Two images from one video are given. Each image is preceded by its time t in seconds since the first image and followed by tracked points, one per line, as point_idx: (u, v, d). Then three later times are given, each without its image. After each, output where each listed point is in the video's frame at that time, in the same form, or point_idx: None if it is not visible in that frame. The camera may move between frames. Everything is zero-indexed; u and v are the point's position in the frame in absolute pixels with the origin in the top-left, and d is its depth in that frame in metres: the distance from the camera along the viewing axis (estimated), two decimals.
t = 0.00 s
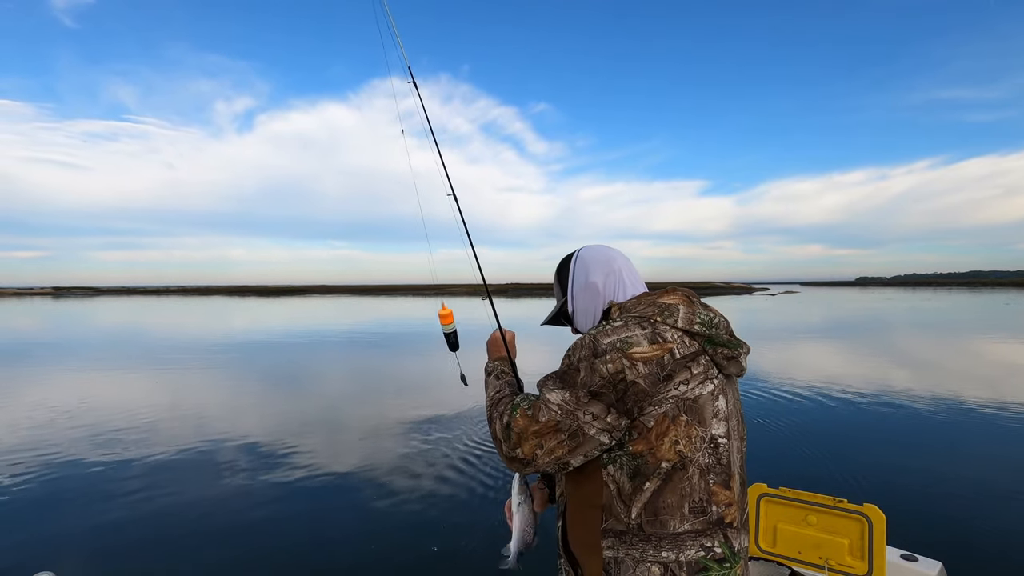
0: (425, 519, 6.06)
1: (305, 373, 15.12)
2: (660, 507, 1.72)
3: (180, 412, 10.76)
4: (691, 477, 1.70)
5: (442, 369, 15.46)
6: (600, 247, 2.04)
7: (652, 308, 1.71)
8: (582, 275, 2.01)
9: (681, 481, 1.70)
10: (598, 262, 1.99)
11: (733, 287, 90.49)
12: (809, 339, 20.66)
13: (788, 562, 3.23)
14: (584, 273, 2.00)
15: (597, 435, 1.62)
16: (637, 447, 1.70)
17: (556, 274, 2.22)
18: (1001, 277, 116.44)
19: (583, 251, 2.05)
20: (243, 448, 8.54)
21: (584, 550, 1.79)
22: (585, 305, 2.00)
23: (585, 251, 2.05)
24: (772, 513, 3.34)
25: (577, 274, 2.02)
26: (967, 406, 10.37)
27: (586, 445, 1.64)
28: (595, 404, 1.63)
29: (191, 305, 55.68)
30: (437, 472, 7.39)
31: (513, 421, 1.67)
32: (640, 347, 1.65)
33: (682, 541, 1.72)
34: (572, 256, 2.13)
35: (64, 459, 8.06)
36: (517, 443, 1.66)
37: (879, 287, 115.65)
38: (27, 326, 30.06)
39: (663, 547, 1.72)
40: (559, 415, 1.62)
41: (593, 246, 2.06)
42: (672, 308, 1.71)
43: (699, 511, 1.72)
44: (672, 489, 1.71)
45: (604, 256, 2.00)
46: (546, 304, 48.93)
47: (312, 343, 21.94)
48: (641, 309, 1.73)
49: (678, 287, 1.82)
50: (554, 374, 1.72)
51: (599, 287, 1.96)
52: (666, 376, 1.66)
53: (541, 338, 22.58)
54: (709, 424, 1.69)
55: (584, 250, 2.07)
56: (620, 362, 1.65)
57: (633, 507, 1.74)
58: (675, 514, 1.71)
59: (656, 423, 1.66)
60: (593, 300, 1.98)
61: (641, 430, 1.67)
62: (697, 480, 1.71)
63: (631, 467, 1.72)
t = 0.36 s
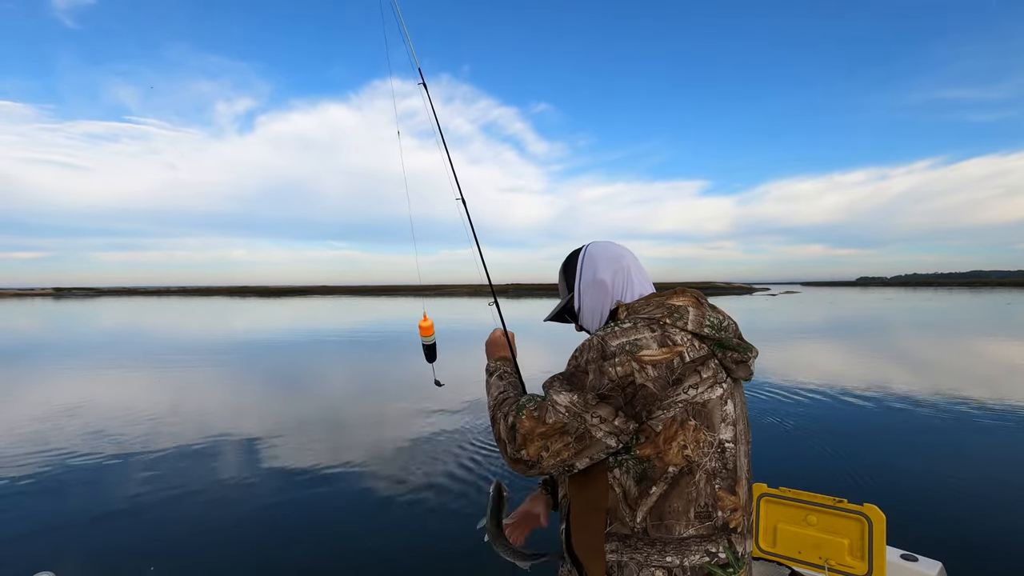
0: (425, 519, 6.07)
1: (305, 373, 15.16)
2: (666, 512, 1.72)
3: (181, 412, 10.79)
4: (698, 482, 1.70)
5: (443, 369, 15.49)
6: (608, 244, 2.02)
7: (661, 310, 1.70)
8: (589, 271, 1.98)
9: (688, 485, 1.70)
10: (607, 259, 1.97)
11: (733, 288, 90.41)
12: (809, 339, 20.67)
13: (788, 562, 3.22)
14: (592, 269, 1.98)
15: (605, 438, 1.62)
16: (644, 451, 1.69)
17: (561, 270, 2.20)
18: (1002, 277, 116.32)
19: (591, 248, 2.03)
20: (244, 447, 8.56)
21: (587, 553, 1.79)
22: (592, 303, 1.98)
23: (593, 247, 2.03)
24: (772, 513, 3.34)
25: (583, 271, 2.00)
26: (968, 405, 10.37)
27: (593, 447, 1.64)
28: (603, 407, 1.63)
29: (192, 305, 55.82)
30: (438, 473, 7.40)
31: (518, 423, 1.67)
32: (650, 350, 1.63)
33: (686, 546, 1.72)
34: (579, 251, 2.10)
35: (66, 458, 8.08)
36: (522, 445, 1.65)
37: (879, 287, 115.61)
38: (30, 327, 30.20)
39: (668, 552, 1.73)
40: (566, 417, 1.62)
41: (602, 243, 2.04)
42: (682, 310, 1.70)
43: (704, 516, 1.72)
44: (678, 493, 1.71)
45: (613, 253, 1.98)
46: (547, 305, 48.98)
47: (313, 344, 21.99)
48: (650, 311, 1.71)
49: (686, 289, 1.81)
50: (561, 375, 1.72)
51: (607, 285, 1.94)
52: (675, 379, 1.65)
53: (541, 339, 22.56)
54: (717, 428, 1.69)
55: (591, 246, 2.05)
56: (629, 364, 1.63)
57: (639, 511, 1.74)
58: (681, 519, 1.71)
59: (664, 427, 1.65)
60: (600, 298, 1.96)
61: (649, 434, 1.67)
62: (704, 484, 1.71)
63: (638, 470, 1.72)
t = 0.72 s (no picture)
0: (427, 518, 6.07)
1: (306, 372, 15.17)
2: (670, 514, 1.72)
3: (181, 412, 10.80)
4: (702, 484, 1.70)
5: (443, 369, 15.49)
6: (618, 242, 2.03)
7: (667, 310, 1.70)
8: (596, 268, 1.99)
9: (692, 488, 1.71)
10: (616, 257, 1.97)
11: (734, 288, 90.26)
12: (809, 339, 20.66)
13: (788, 562, 3.23)
14: (601, 265, 1.98)
15: (608, 438, 1.62)
16: (648, 452, 1.70)
17: (569, 265, 2.20)
18: (1002, 277, 116.23)
19: (600, 244, 2.03)
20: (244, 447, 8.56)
21: (590, 554, 1.79)
22: (597, 300, 1.99)
23: (603, 244, 2.03)
24: (772, 512, 3.34)
25: (591, 267, 2.01)
26: (969, 405, 10.34)
27: (596, 447, 1.64)
28: (607, 406, 1.62)
29: (192, 305, 55.82)
30: (438, 473, 7.39)
31: (521, 421, 1.67)
32: (655, 351, 1.63)
33: (690, 548, 1.72)
34: (588, 247, 2.10)
35: (67, 458, 8.10)
36: (525, 443, 1.65)
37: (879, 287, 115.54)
38: (31, 327, 30.20)
39: (671, 553, 1.73)
40: (570, 416, 1.62)
41: (612, 240, 2.03)
42: (689, 311, 1.69)
43: (709, 518, 1.72)
44: (682, 495, 1.71)
45: (623, 251, 1.98)
46: (547, 305, 48.98)
47: (313, 344, 21.97)
48: (657, 311, 1.70)
49: (693, 289, 1.80)
50: (566, 374, 1.71)
51: (614, 283, 1.94)
52: (681, 381, 1.64)
53: (541, 339, 22.55)
54: (722, 431, 1.69)
55: (601, 242, 2.04)
56: (634, 365, 1.63)
57: (642, 512, 1.75)
58: (685, 521, 1.71)
59: (669, 429, 1.65)
60: (606, 296, 1.96)
61: (654, 435, 1.67)
62: (708, 487, 1.71)
63: (642, 472, 1.72)
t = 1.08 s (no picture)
0: (427, 518, 6.07)
1: (306, 372, 15.17)
2: (662, 510, 1.73)
3: (182, 412, 10.80)
4: (695, 482, 1.71)
5: (443, 369, 15.50)
6: (625, 240, 2.02)
7: (665, 308, 1.69)
8: (602, 265, 1.99)
9: (685, 485, 1.71)
10: (622, 256, 1.97)
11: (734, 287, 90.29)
12: (810, 339, 20.66)
13: (788, 562, 3.23)
14: (606, 262, 1.99)
15: (597, 427, 1.62)
16: (640, 447, 1.70)
17: (576, 261, 2.20)
18: (1002, 277, 116.22)
19: (607, 242, 2.03)
20: (244, 447, 8.56)
21: (582, 545, 1.80)
22: (601, 297, 2.00)
23: (610, 241, 2.03)
24: (773, 512, 3.34)
25: (597, 263, 2.01)
26: (969, 405, 10.34)
27: (587, 436, 1.64)
28: (598, 396, 1.63)
29: (193, 305, 55.87)
30: (438, 472, 7.39)
31: (513, 404, 1.68)
32: (649, 346, 1.63)
33: (683, 546, 1.72)
34: (596, 244, 2.10)
35: (67, 458, 8.10)
36: (516, 424, 1.67)
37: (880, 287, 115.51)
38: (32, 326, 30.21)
39: (664, 550, 1.73)
40: (561, 402, 1.63)
41: (620, 238, 2.03)
42: (686, 309, 1.69)
43: (701, 517, 1.72)
44: (675, 492, 1.72)
45: (630, 250, 1.98)
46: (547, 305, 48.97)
47: (314, 343, 21.97)
48: (654, 308, 1.70)
49: (694, 289, 1.80)
50: (561, 363, 1.72)
51: (619, 281, 1.94)
52: (674, 377, 1.64)
53: (541, 339, 22.54)
54: (716, 430, 1.70)
55: (609, 240, 2.04)
56: (627, 359, 1.63)
57: (634, 506, 1.75)
58: (677, 518, 1.72)
59: (661, 423, 1.66)
60: (609, 293, 1.97)
61: (646, 430, 1.67)
62: (702, 485, 1.71)
63: (635, 465, 1.72)
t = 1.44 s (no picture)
0: (427, 518, 6.07)
1: (305, 372, 15.16)
2: (666, 509, 1.73)
3: (181, 412, 10.78)
4: (698, 481, 1.71)
5: (443, 368, 15.49)
6: (624, 241, 2.02)
7: (668, 308, 1.69)
8: (601, 265, 1.99)
9: (688, 484, 1.71)
10: (622, 256, 1.97)
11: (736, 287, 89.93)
12: (810, 339, 20.67)
13: (788, 562, 3.23)
14: (606, 262, 1.99)
15: (601, 426, 1.62)
16: (643, 446, 1.70)
17: (574, 262, 2.20)
18: (1002, 277, 116.22)
19: (606, 243, 2.03)
20: (244, 447, 8.55)
21: (586, 544, 1.80)
22: (601, 297, 1.99)
23: (609, 242, 2.03)
24: (772, 513, 3.34)
25: (596, 263, 2.01)
26: (970, 405, 10.33)
27: (591, 436, 1.64)
28: (603, 396, 1.62)
29: (193, 305, 55.87)
30: (438, 473, 7.38)
31: (517, 404, 1.68)
32: (654, 346, 1.63)
33: (687, 544, 1.72)
34: (594, 244, 2.10)
35: (66, 458, 8.09)
36: (520, 425, 1.66)
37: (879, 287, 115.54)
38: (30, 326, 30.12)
39: (668, 549, 1.73)
40: (566, 401, 1.62)
41: (619, 239, 2.03)
42: (688, 309, 1.69)
43: (705, 516, 1.72)
44: (678, 491, 1.72)
45: (629, 251, 1.98)
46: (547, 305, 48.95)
47: (313, 343, 21.95)
48: (657, 308, 1.70)
49: (695, 289, 1.80)
50: (564, 363, 1.71)
51: (618, 281, 1.94)
52: (678, 377, 1.64)
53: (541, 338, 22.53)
54: (719, 429, 1.70)
55: (607, 241, 2.04)
56: (631, 358, 1.62)
57: (638, 505, 1.75)
58: (681, 517, 1.72)
59: (665, 423, 1.66)
60: (609, 293, 1.97)
61: (650, 429, 1.67)
62: (705, 484, 1.71)
63: (638, 463, 1.72)
